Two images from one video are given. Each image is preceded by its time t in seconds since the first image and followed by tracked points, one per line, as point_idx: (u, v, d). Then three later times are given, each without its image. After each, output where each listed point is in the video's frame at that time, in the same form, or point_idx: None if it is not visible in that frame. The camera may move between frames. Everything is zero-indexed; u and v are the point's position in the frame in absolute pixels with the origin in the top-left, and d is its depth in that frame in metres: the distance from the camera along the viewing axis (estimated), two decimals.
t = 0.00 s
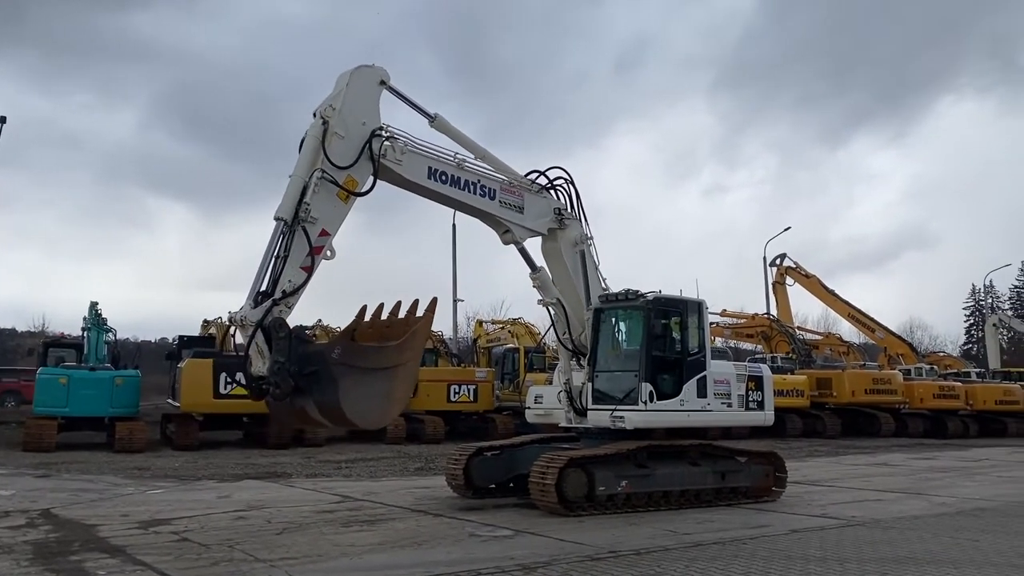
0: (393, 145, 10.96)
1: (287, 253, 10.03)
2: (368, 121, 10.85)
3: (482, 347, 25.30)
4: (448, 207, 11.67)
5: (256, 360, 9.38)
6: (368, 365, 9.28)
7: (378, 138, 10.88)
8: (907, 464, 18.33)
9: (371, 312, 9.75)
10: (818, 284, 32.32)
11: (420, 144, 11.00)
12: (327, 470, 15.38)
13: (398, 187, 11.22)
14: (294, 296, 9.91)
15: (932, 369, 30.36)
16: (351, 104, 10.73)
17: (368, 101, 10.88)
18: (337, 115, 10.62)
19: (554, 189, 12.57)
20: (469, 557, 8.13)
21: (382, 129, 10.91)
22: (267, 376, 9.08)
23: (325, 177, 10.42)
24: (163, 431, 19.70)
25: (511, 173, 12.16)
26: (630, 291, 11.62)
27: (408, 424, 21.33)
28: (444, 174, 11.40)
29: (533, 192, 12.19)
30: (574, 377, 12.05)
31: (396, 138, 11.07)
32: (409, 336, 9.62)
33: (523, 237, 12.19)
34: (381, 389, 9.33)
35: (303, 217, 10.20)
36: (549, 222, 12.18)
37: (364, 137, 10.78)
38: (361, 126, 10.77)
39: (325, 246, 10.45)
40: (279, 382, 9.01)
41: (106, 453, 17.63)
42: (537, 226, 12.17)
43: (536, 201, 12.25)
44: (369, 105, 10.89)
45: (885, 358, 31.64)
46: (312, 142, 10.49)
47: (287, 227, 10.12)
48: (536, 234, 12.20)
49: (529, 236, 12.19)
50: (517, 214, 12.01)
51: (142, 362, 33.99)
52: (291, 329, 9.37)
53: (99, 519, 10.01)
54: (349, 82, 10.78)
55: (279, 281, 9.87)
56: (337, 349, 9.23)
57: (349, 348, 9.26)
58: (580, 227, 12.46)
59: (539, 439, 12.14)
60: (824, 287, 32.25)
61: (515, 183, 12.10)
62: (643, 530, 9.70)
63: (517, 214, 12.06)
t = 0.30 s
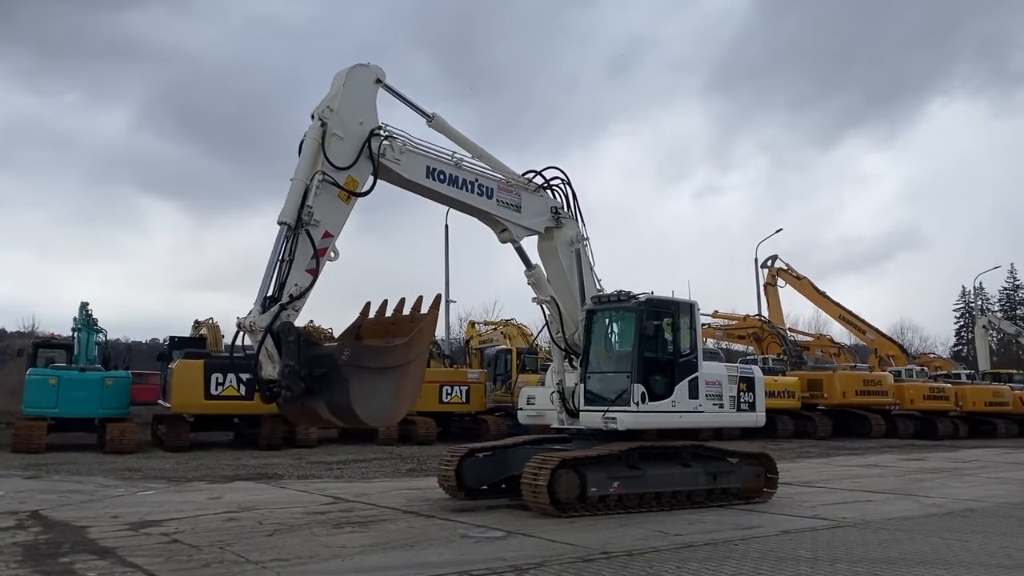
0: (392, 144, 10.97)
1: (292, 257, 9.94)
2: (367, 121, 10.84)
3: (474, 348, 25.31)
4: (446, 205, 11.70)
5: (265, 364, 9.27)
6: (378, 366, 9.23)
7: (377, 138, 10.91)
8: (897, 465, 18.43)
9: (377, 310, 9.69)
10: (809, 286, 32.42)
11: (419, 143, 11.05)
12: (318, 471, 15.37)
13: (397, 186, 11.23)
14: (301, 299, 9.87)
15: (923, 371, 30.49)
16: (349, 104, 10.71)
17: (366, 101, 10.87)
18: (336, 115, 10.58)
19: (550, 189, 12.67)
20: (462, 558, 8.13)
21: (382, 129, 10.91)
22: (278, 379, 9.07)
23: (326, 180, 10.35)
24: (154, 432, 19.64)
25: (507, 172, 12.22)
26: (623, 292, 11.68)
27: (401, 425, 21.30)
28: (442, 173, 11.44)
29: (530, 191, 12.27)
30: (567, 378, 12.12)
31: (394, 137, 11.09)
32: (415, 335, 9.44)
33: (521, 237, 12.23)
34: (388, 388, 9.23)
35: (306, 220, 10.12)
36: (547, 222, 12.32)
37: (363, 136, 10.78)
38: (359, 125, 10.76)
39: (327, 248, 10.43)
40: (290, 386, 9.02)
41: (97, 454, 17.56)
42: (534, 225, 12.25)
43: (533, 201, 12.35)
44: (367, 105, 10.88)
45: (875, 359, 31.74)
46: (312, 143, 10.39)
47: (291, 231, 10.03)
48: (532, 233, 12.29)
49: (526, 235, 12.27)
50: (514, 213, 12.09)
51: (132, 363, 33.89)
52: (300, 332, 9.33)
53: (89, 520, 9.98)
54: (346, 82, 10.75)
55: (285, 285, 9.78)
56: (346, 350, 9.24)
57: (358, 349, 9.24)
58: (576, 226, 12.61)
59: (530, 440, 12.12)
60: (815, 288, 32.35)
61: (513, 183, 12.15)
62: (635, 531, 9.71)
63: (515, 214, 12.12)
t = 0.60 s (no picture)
0: (389, 146, 10.98)
1: (297, 265, 9.97)
2: (364, 124, 10.84)
3: (467, 348, 25.30)
4: (444, 206, 11.72)
5: (276, 371, 9.27)
6: (388, 369, 9.30)
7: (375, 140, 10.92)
8: (890, 465, 18.47)
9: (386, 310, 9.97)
10: (803, 287, 32.48)
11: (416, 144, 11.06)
12: (311, 472, 15.34)
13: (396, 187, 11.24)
14: (308, 305, 9.89)
15: (915, 372, 30.58)
16: (344, 107, 10.70)
17: (363, 103, 10.86)
18: (333, 119, 10.58)
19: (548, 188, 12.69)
20: (455, 559, 8.12)
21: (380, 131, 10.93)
22: (291, 387, 9.11)
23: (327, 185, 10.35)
24: (147, 432, 19.56)
25: (505, 172, 12.22)
26: (616, 292, 11.65)
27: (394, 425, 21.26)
28: (440, 174, 11.44)
29: (527, 190, 12.26)
30: (561, 378, 12.11)
31: (391, 138, 11.11)
32: (422, 335, 9.68)
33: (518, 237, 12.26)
34: (399, 389, 9.30)
35: (309, 227, 10.13)
36: (544, 221, 12.32)
37: (360, 139, 10.79)
38: (356, 128, 10.75)
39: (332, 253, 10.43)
40: (303, 393, 9.06)
41: (89, 454, 17.49)
42: (532, 224, 12.26)
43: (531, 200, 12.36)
44: (363, 108, 10.88)
45: (868, 360, 31.80)
46: (310, 150, 10.39)
47: (295, 238, 10.05)
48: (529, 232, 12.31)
49: (523, 233, 12.29)
50: (512, 213, 12.10)
51: (124, 363, 33.79)
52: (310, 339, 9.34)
53: (81, 521, 9.94)
54: (341, 86, 10.74)
55: (292, 293, 9.82)
56: (357, 355, 9.26)
57: (368, 353, 9.25)
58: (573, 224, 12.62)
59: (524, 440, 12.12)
60: (809, 289, 32.41)
61: (511, 183, 12.16)
62: (628, 531, 9.70)
63: (513, 214, 12.14)
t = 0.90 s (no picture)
0: (387, 145, 11.01)
1: (297, 263, 10.12)
2: (361, 123, 10.90)
3: (462, 348, 25.31)
4: (443, 204, 11.79)
5: (279, 368, 9.43)
6: (387, 365, 9.27)
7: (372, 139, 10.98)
8: (884, 465, 18.51)
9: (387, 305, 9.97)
10: (797, 288, 32.54)
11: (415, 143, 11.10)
12: (306, 472, 15.31)
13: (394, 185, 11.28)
14: (310, 302, 10.02)
15: (909, 372, 30.65)
16: (341, 106, 10.77)
17: (359, 102, 10.94)
18: (329, 118, 10.65)
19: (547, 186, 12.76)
20: (450, 559, 8.11)
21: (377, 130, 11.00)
22: (292, 384, 9.23)
23: (325, 185, 10.46)
24: (140, 432, 19.53)
25: (505, 170, 12.27)
26: (609, 293, 11.69)
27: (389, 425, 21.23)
28: (438, 172, 11.48)
29: (526, 188, 12.33)
30: (556, 378, 12.08)
31: (389, 137, 11.13)
32: (423, 331, 9.55)
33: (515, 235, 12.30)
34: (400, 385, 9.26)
35: (309, 226, 10.26)
36: (542, 219, 12.37)
37: (358, 138, 10.86)
38: (353, 127, 10.83)
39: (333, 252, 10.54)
40: (304, 389, 9.17)
41: (82, 454, 17.45)
42: (530, 222, 12.31)
43: (530, 198, 12.42)
44: (359, 107, 10.96)
45: (862, 360, 31.86)
46: (308, 151, 10.51)
47: (295, 237, 10.19)
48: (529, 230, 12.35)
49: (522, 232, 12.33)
50: (510, 211, 12.17)
51: (118, 363, 33.71)
52: (312, 336, 9.49)
53: (74, 521, 9.91)
54: (336, 86, 10.82)
55: (293, 291, 9.97)
56: (357, 352, 9.29)
57: (367, 350, 9.26)
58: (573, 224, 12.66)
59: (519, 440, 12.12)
60: (803, 290, 32.47)
61: (510, 181, 12.23)
62: (623, 532, 9.70)
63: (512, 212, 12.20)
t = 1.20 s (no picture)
0: (385, 140, 11.82)
1: (294, 255, 11.25)
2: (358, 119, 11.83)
3: (459, 348, 25.34)
4: (442, 199, 12.44)
5: (275, 356, 10.28)
6: (380, 354, 10.38)
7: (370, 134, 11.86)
8: (879, 465, 18.54)
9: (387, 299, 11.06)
10: (793, 288, 32.58)
11: (411, 139, 11.83)
12: (302, 472, 15.30)
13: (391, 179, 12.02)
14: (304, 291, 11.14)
15: (904, 372, 30.71)
16: (340, 105, 11.72)
17: (356, 99, 11.86)
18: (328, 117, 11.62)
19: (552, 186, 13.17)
20: (446, 559, 8.11)
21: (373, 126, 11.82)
22: (287, 371, 10.05)
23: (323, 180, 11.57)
24: (136, 432, 19.49)
25: (506, 168, 12.81)
26: (602, 293, 11.72)
27: (385, 425, 21.22)
28: (436, 168, 12.16)
29: (526, 186, 12.80)
30: (552, 377, 12.10)
31: (388, 133, 11.92)
32: (416, 322, 10.83)
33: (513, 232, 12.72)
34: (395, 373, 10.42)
35: (306, 219, 11.36)
36: (542, 215, 12.79)
37: (355, 135, 11.78)
38: (351, 123, 11.78)
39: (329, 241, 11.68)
40: (299, 375, 9.98)
41: (78, 454, 17.41)
42: (529, 219, 12.73)
43: (530, 196, 12.88)
44: (356, 104, 11.84)
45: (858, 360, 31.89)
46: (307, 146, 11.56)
47: (292, 229, 11.29)
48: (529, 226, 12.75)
49: (521, 228, 12.74)
50: (509, 208, 12.63)
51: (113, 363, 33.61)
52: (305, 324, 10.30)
53: (69, 521, 9.89)
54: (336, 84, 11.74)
55: (289, 281, 11.12)
56: (349, 341, 10.30)
57: (361, 340, 10.32)
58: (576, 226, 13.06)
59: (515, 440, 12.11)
60: (799, 290, 32.52)
61: (508, 179, 12.74)
62: (619, 531, 9.70)
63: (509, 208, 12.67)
